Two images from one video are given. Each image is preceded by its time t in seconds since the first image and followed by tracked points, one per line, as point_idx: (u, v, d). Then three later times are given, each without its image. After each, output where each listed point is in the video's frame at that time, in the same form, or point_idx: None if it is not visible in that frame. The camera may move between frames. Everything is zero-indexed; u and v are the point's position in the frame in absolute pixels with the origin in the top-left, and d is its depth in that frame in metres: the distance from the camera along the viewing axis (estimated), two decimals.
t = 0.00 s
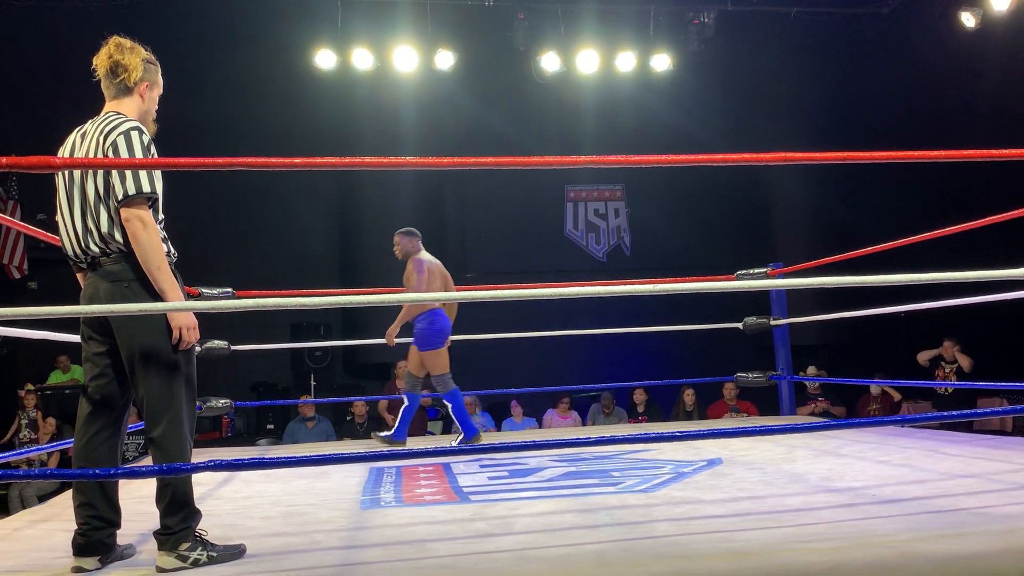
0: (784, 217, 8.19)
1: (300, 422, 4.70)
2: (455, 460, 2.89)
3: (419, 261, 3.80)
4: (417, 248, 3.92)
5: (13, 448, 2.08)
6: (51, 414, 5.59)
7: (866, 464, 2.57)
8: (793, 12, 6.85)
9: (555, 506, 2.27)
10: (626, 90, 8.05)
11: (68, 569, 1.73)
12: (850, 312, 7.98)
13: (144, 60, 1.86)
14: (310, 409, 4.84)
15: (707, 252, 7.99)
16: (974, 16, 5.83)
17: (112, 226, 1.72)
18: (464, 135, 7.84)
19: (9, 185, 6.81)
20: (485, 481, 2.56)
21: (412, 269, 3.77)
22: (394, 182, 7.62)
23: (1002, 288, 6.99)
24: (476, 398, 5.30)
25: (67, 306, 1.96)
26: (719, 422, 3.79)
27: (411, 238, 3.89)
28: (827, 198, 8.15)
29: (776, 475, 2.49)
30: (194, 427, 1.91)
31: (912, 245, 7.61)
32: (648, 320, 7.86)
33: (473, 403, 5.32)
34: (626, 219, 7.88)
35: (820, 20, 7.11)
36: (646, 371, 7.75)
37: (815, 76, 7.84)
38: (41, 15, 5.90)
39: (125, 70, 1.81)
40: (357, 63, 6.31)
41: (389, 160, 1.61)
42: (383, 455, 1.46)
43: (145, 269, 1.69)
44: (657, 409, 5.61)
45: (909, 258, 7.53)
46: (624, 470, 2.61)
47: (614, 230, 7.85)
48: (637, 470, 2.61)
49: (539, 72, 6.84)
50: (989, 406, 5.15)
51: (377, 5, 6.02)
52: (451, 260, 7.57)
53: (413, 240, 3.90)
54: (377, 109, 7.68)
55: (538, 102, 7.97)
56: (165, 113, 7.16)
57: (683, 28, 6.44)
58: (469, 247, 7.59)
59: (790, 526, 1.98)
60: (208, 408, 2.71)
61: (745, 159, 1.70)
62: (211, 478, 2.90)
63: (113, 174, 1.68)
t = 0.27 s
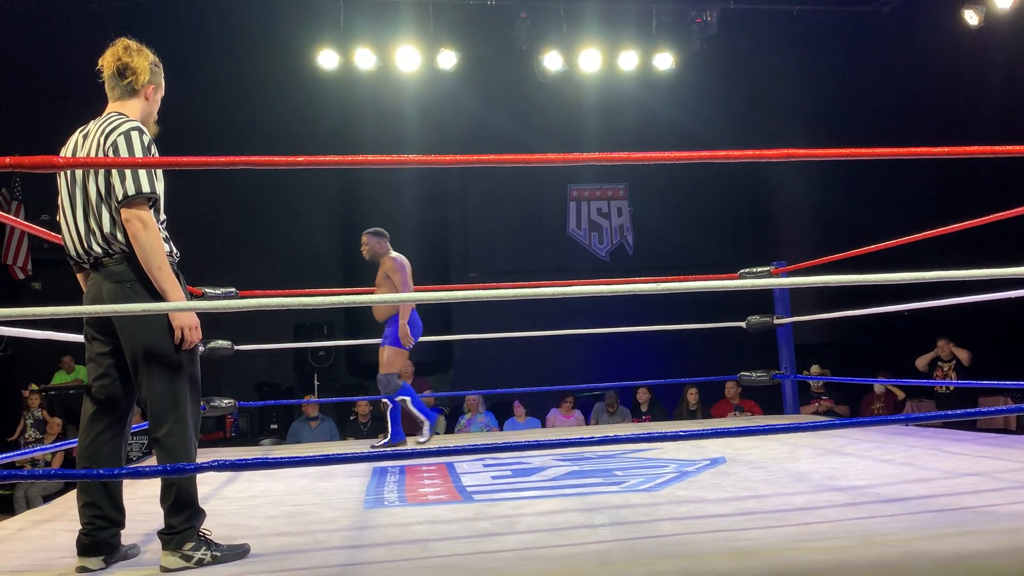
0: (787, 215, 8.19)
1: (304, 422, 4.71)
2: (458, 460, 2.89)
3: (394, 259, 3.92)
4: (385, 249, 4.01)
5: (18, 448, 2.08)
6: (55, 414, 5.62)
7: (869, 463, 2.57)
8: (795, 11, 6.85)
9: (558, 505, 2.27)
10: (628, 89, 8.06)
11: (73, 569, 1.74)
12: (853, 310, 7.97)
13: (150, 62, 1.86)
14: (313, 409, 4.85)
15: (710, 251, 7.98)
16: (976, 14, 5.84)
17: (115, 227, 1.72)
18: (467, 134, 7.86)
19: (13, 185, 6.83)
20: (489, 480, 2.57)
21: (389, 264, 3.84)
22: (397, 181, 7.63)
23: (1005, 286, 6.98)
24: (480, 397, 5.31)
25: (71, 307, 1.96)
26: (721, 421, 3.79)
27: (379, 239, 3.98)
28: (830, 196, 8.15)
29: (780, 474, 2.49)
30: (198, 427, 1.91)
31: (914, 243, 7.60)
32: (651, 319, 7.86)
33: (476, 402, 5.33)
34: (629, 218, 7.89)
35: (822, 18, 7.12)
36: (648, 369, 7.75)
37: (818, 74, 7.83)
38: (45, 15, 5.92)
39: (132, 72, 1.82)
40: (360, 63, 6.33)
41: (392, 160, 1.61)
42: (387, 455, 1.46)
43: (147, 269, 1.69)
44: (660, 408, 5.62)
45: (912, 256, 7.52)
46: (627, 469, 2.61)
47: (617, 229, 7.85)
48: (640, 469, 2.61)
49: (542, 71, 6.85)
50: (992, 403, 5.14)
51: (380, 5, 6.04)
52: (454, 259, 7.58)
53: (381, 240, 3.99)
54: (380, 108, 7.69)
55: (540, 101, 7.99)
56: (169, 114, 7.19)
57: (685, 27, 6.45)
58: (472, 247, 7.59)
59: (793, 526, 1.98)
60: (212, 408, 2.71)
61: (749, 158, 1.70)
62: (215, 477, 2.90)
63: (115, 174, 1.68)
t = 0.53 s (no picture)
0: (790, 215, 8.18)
1: (308, 422, 4.72)
2: (462, 460, 2.89)
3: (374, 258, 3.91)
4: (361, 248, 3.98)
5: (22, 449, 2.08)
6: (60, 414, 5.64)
7: (873, 463, 2.57)
8: (798, 11, 6.84)
9: (562, 505, 2.27)
10: (631, 89, 8.06)
11: (77, 569, 1.74)
12: (856, 309, 7.96)
13: (153, 64, 1.86)
14: (317, 409, 4.86)
15: (713, 251, 7.96)
16: (979, 13, 5.83)
17: (118, 228, 1.72)
18: (469, 135, 7.87)
19: (17, 187, 6.85)
20: (492, 480, 2.57)
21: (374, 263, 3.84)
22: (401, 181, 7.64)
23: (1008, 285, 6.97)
24: (483, 397, 5.31)
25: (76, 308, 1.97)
26: (725, 421, 3.79)
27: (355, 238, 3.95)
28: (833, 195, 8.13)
29: (784, 473, 2.49)
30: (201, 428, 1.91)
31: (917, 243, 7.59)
32: (653, 319, 7.86)
33: (480, 402, 5.33)
34: (633, 218, 7.88)
35: (825, 18, 7.11)
36: (651, 370, 7.74)
37: (821, 74, 7.81)
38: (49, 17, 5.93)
39: (136, 74, 1.82)
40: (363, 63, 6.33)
41: (395, 160, 1.61)
42: (391, 455, 1.46)
43: (151, 270, 1.70)
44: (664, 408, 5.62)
45: (915, 256, 7.51)
46: (630, 469, 2.61)
47: (621, 229, 7.83)
48: (644, 469, 2.61)
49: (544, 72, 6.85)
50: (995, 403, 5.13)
51: (383, 5, 6.04)
52: (457, 260, 7.59)
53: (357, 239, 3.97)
54: (383, 109, 7.70)
55: (543, 101, 7.99)
56: (172, 115, 7.20)
57: (688, 27, 6.45)
58: (475, 247, 7.60)
59: (797, 526, 1.98)
60: (216, 409, 2.71)
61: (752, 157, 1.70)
62: (218, 478, 2.91)
63: (119, 176, 1.68)
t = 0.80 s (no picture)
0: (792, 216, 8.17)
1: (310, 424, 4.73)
2: (465, 462, 2.89)
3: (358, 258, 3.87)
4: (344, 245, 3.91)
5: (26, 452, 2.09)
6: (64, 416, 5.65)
7: (876, 464, 2.57)
8: (800, 12, 6.84)
9: (564, 507, 2.27)
10: (634, 90, 8.06)
11: (82, 572, 1.74)
12: (859, 310, 7.96)
13: (156, 67, 1.87)
14: (320, 411, 4.87)
15: (715, 252, 7.96)
16: (982, 14, 5.83)
17: (122, 230, 1.72)
18: (471, 136, 7.88)
19: (21, 190, 6.87)
20: (495, 482, 2.57)
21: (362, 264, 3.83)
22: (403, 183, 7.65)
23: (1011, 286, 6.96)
24: (486, 399, 5.32)
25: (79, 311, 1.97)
26: (728, 423, 3.79)
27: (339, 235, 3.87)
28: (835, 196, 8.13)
29: (787, 475, 2.49)
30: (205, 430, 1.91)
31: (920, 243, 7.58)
32: (656, 320, 7.85)
33: (483, 404, 5.33)
34: (635, 220, 7.88)
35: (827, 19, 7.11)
36: (654, 371, 7.74)
37: (824, 75, 7.81)
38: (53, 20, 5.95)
39: (139, 77, 1.82)
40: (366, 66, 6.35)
41: (398, 163, 1.61)
42: (394, 458, 1.46)
43: (154, 273, 1.70)
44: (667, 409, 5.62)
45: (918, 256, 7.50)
46: (633, 471, 2.61)
47: (623, 230, 7.83)
48: (647, 471, 2.61)
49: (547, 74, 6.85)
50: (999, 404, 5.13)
51: (386, 7, 6.05)
52: (459, 262, 7.59)
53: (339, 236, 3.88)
54: (385, 111, 7.71)
55: (545, 102, 7.99)
56: (175, 118, 7.22)
57: (690, 29, 6.45)
58: (477, 249, 7.60)
59: (801, 527, 1.97)
60: (219, 411, 2.72)
61: (754, 159, 1.70)
62: (222, 480, 2.91)
63: (122, 179, 1.68)
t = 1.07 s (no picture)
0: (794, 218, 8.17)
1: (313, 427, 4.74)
2: (467, 466, 2.89)
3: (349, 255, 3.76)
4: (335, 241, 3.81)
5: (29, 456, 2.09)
6: (67, 421, 5.65)
7: (879, 466, 2.56)
8: (802, 14, 6.83)
9: (567, 510, 2.27)
10: (636, 93, 8.06)
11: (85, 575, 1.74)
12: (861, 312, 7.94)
13: (159, 71, 1.88)
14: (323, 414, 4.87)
15: (717, 254, 7.96)
16: (985, 15, 5.81)
17: (125, 234, 1.73)
18: (473, 139, 7.88)
19: (24, 194, 6.89)
20: (498, 485, 2.57)
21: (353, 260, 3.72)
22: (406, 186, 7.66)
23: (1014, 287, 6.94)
24: (489, 402, 5.32)
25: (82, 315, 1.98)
26: (731, 425, 3.78)
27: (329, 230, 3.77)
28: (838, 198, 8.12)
29: (790, 478, 2.49)
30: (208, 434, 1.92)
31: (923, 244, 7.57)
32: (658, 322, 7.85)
33: (486, 407, 5.33)
34: (637, 222, 7.88)
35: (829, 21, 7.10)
36: (657, 374, 7.74)
37: (826, 77, 7.81)
38: (54, 25, 5.95)
39: (143, 81, 1.83)
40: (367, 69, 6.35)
41: (399, 167, 1.61)
42: (397, 462, 1.46)
43: (158, 277, 1.70)
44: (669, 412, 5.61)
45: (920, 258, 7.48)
46: (636, 474, 2.61)
47: (625, 233, 7.84)
48: (650, 474, 2.61)
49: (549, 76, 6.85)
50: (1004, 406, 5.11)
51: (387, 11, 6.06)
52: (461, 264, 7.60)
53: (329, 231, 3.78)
54: (387, 114, 7.71)
55: (547, 105, 8.00)
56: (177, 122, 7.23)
57: (692, 31, 6.44)
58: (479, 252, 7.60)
59: (804, 530, 1.97)
60: (221, 414, 2.72)
61: (755, 162, 1.70)
62: (224, 484, 2.91)
63: (126, 183, 1.69)
